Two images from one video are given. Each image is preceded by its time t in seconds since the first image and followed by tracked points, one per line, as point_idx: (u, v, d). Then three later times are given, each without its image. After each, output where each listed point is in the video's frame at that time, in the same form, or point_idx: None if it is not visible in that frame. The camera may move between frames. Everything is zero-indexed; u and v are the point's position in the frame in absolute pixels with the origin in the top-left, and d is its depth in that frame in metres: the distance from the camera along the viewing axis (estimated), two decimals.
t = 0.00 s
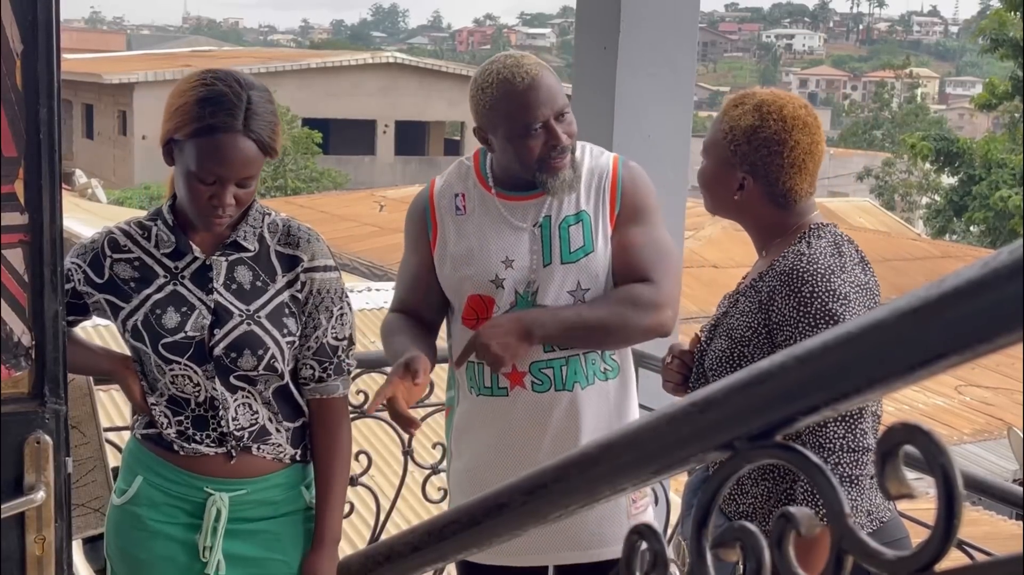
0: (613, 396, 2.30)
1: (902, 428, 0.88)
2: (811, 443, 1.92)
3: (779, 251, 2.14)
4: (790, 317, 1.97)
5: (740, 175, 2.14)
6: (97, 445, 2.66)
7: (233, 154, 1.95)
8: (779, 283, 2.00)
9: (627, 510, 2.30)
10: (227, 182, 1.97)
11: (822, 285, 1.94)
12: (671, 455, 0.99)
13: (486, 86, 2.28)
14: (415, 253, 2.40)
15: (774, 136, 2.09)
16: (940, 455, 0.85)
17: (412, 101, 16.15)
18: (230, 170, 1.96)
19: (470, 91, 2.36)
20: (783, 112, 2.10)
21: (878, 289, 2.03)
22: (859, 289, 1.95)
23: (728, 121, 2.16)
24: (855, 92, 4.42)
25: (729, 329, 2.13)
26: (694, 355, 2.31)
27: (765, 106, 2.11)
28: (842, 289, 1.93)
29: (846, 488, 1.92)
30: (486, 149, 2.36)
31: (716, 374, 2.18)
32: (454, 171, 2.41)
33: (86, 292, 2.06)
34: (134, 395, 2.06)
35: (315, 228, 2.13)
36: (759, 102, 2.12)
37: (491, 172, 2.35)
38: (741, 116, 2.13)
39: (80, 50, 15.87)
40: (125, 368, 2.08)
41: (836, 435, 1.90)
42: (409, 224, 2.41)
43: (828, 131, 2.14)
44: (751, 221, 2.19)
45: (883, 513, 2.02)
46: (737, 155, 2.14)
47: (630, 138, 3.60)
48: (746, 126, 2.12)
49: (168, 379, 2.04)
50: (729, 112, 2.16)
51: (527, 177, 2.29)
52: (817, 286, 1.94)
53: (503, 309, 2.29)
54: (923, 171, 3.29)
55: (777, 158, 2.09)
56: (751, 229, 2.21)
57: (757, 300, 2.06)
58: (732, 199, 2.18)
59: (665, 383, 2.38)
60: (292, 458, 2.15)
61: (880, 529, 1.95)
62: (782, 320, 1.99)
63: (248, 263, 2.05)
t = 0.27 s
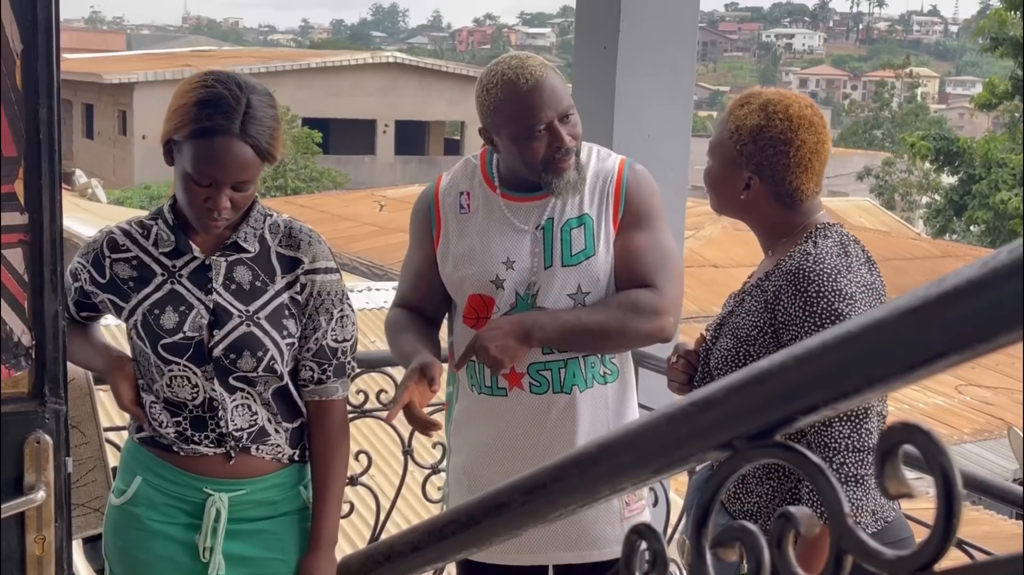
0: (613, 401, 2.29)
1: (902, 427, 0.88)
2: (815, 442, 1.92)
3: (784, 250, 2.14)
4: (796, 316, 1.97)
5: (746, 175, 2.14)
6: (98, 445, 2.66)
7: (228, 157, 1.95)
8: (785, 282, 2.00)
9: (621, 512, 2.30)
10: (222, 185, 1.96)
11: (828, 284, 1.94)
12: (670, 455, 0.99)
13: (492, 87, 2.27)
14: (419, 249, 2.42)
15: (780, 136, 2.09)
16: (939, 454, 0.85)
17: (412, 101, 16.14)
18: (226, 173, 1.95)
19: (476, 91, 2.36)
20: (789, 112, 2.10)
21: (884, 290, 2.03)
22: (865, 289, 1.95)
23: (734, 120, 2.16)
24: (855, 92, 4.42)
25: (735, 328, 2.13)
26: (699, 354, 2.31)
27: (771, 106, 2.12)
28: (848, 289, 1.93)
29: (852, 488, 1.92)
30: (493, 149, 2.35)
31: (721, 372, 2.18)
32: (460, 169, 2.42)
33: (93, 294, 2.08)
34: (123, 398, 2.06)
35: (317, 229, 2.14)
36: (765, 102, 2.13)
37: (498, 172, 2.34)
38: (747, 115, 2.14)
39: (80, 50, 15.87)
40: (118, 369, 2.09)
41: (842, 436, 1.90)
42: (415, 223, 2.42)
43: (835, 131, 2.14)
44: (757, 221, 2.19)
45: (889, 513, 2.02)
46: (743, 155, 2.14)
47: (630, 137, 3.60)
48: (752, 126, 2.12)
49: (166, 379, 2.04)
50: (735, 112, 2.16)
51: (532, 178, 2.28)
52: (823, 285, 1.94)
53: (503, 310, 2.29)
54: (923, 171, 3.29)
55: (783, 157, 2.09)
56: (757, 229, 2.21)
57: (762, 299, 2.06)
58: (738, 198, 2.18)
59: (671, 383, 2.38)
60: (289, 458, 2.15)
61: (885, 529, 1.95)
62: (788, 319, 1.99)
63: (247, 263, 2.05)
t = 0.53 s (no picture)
0: (616, 403, 2.29)
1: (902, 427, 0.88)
2: (820, 442, 1.92)
3: (791, 249, 2.14)
4: (802, 316, 1.97)
5: (753, 175, 2.14)
6: (97, 445, 2.66)
7: (208, 154, 1.94)
8: (791, 282, 2.00)
9: (623, 514, 2.30)
10: (207, 183, 1.96)
11: (835, 284, 1.94)
12: (670, 455, 0.99)
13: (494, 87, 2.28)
14: (423, 248, 2.42)
15: (787, 135, 2.09)
16: (938, 454, 0.85)
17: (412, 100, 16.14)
18: (208, 171, 1.95)
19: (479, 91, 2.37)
20: (797, 111, 2.10)
21: (890, 289, 2.03)
22: (871, 290, 1.95)
23: (741, 120, 2.16)
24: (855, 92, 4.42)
25: (741, 328, 2.13)
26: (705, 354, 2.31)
27: (779, 105, 2.12)
28: (855, 289, 1.93)
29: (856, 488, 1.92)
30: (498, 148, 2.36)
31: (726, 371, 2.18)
32: (465, 168, 2.42)
33: (96, 292, 2.08)
34: (125, 398, 2.04)
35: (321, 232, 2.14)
36: (772, 102, 2.13)
37: (502, 172, 2.35)
38: (754, 115, 2.14)
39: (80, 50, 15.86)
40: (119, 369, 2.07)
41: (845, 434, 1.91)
42: (419, 223, 2.42)
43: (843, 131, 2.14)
44: (763, 220, 2.19)
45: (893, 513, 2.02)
46: (750, 155, 2.14)
47: (630, 137, 3.59)
48: (759, 126, 2.12)
49: (168, 381, 2.04)
50: (742, 111, 2.16)
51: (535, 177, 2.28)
52: (829, 285, 1.94)
53: (506, 310, 2.29)
54: (923, 170, 3.29)
55: (790, 157, 2.09)
56: (764, 228, 2.21)
57: (769, 298, 2.06)
58: (745, 198, 2.18)
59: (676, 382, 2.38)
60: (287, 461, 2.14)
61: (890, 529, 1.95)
62: (794, 319, 1.99)
63: (249, 265, 2.06)
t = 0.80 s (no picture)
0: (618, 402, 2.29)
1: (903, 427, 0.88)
2: (824, 441, 1.92)
3: (797, 249, 2.14)
4: (809, 316, 1.97)
5: (761, 174, 2.15)
6: (98, 445, 2.66)
7: (182, 146, 1.96)
8: (798, 281, 2.00)
9: (627, 514, 2.30)
10: (183, 174, 1.98)
11: (842, 284, 1.94)
12: (671, 455, 0.99)
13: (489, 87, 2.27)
14: (424, 247, 2.43)
15: (796, 134, 2.10)
16: (940, 454, 0.85)
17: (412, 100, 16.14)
18: (183, 162, 1.97)
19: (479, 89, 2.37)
20: (805, 111, 2.10)
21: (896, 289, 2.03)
22: (878, 290, 1.95)
23: (749, 119, 2.16)
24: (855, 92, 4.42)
25: (746, 326, 2.13)
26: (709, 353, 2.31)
27: (787, 104, 2.12)
28: (862, 288, 1.93)
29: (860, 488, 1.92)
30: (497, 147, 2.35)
31: (730, 370, 2.18)
32: (467, 167, 2.42)
33: (98, 288, 2.08)
34: (137, 401, 2.06)
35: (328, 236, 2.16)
36: (781, 101, 2.13)
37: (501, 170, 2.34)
38: (762, 114, 2.14)
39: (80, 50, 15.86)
40: (130, 369, 2.08)
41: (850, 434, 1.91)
42: (421, 223, 2.43)
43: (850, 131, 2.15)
44: (770, 220, 2.19)
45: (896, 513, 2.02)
46: (758, 154, 2.14)
47: (630, 137, 3.59)
48: (767, 125, 2.13)
49: (174, 382, 2.05)
50: (750, 110, 2.16)
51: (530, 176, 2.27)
52: (837, 285, 1.94)
53: (505, 310, 2.29)
54: (924, 170, 3.29)
55: (799, 156, 2.10)
56: (770, 228, 2.21)
57: (775, 297, 2.06)
58: (753, 197, 2.18)
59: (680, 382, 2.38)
60: (287, 464, 2.14)
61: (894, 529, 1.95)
62: (800, 318, 1.99)
63: (255, 267, 2.07)
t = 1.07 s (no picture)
0: (611, 405, 2.28)
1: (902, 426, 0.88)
2: (832, 439, 1.92)
3: (804, 248, 2.14)
4: (816, 314, 1.97)
5: (768, 172, 2.14)
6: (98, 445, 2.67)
7: (167, 136, 1.97)
8: (805, 279, 2.00)
9: (619, 516, 2.29)
10: (168, 165, 1.99)
11: (850, 283, 1.94)
12: (671, 455, 0.99)
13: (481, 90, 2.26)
14: (422, 250, 2.43)
15: (803, 132, 2.10)
16: (940, 454, 0.85)
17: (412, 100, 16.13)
18: (167, 153, 1.98)
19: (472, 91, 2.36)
20: (812, 109, 2.10)
21: (902, 288, 2.03)
22: (885, 289, 1.95)
23: (756, 117, 2.16)
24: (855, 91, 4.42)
25: (752, 325, 2.12)
26: (711, 354, 2.31)
27: (795, 103, 2.12)
28: (868, 287, 1.93)
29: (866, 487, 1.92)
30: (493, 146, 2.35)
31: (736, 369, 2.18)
32: (461, 168, 2.41)
33: (100, 290, 2.07)
34: (139, 401, 2.05)
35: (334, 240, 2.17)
36: (788, 100, 2.13)
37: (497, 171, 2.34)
38: (770, 112, 2.14)
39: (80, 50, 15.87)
40: (131, 369, 2.07)
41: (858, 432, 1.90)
42: (417, 223, 2.43)
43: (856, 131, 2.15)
44: (777, 219, 2.19)
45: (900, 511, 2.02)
46: (766, 152, 2.14)
47: (630, 136, 3.60)
48: (775, 123, 2.13)
49: (179, 383, 2.05)
50: (757, 108, 2.16)
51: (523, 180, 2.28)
52: (844, 283, 1.94)
53: (499, 311, 2.31)
54: (924, 169, 3.29)
55: (806, 154, 2.09)
56: (777, 227, 2.21)
57: (782, 295, 2.06)
58: (759, 196, 2.18)
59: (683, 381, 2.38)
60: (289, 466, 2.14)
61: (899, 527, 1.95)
62: (807, 317, 1.99)
63: (262, 269, 2.08)
